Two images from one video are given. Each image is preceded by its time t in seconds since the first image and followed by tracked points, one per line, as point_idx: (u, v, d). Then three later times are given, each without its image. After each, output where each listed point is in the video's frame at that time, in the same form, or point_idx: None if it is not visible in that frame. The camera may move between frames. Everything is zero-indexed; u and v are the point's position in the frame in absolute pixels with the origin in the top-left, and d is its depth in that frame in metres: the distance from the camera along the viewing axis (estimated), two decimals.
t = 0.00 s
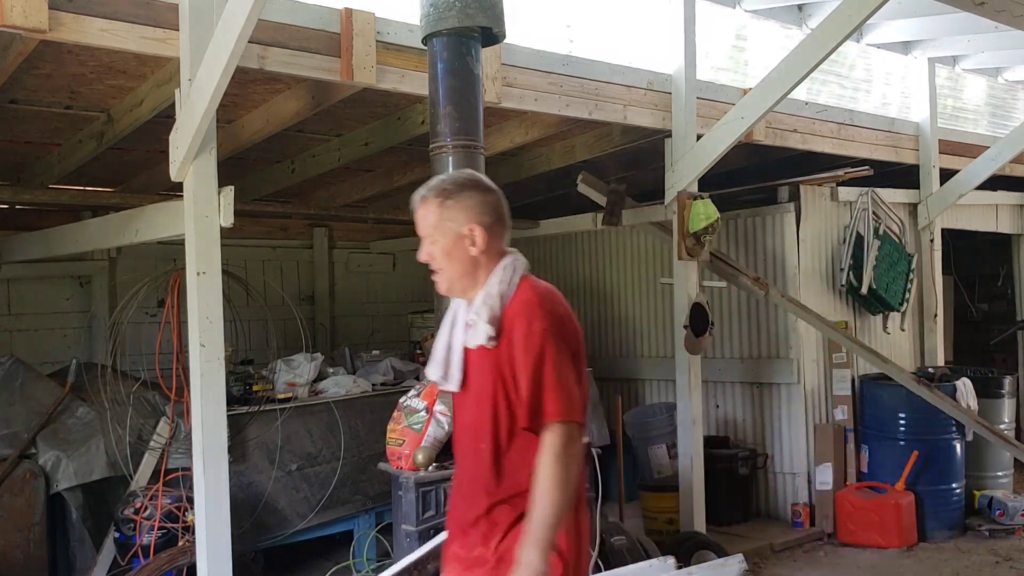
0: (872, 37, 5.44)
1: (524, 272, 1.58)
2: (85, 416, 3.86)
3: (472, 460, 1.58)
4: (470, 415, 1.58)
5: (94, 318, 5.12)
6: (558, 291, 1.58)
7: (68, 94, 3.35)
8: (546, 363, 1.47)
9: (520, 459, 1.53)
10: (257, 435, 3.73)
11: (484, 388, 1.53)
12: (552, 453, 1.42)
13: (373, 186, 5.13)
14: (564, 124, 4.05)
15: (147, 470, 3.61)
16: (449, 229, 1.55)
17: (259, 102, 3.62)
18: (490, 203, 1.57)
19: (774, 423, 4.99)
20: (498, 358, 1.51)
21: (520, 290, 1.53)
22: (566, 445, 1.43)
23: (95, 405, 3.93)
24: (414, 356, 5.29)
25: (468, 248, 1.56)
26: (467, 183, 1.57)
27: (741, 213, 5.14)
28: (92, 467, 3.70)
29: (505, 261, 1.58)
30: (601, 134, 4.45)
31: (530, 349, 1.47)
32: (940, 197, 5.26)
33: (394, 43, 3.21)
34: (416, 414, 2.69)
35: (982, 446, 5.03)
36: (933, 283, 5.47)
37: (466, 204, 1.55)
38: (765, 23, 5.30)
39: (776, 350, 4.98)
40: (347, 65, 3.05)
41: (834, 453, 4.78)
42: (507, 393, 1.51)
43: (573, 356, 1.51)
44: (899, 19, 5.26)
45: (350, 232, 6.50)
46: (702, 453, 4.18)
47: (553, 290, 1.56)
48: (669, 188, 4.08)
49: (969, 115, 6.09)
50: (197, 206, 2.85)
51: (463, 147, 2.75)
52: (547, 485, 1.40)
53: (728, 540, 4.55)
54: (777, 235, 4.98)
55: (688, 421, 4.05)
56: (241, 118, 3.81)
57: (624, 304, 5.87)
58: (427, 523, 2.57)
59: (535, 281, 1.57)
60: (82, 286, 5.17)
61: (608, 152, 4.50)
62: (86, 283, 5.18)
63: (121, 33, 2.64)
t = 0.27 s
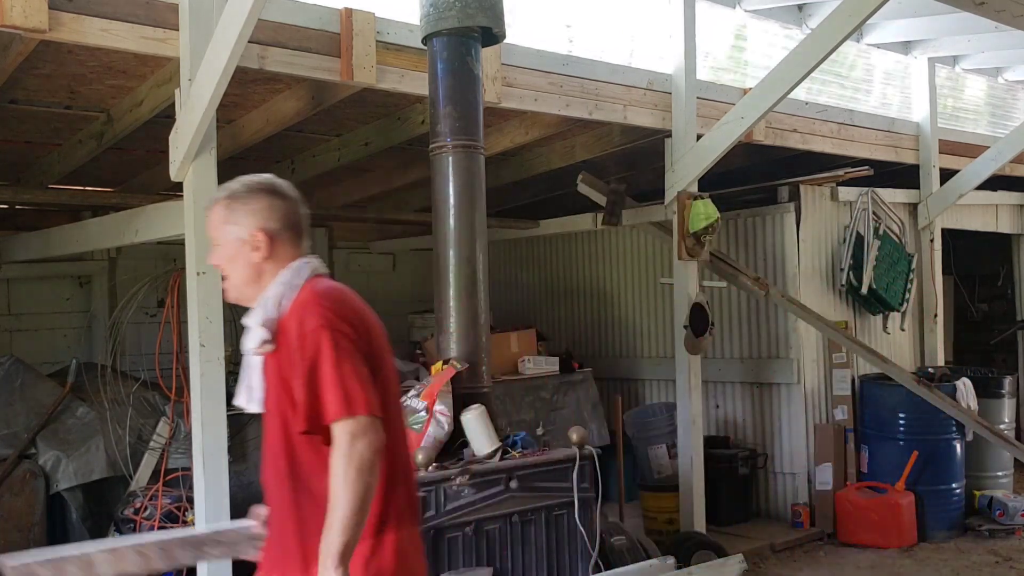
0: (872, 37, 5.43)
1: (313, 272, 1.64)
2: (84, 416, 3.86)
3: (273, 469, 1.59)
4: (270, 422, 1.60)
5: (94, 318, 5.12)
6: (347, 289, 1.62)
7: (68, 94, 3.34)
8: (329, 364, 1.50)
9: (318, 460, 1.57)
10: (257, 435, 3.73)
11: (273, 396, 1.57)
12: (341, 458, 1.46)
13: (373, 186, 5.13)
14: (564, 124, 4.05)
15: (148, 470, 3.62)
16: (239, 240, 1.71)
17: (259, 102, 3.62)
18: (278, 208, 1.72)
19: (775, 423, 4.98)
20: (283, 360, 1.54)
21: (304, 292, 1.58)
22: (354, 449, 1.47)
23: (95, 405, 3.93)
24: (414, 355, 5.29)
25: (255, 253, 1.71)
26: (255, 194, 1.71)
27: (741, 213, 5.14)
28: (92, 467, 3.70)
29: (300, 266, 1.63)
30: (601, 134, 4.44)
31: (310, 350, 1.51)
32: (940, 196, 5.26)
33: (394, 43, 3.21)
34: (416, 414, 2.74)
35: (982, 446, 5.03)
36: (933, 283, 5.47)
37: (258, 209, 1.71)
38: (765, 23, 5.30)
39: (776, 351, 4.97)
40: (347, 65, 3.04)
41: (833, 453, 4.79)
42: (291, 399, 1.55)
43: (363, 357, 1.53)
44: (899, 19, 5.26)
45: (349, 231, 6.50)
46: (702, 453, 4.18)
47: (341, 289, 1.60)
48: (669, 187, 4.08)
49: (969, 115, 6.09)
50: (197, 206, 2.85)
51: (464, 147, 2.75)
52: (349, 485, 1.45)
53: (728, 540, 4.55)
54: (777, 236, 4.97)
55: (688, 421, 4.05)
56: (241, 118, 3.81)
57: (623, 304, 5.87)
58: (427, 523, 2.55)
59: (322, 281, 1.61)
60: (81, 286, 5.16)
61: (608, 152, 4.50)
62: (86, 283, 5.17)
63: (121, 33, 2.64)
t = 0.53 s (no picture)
0: (872, 37, 5.43)
1: (207, 250, 1.64)
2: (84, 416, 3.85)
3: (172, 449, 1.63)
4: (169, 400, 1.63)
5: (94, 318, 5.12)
6: (246, 265, 1.64)
7: (67, 94, 3.34)
8: (228, 336, 1.52)
9: (213, 433, 1.59)
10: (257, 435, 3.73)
11: (169, 370, 1.59)
12: (241, 431, 1.47)
13: (373, 186, 5.13)
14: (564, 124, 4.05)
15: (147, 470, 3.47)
16: (136, 209, 1.65)
17: (259, 102, 3.62)
18: (179, 180, 1.66)
19: (775, 423, 4.98)
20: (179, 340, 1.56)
21: (201, 265, 1.60)
22: (254, 420, 1.47)
23: (95, 405, 3.93)
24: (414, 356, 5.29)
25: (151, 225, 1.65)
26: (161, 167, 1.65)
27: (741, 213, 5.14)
28: (91, 467, 3.71)
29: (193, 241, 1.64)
30: (601, 134, 4.44)
31: (207, 322, 1.53)
32: (940, 197, 5.26)
33: (394, 43, 3.21)
34: (416, 414, 2.69)
35: (981, 446, 5.03)
36: (933, 283, 5.47)
37: (161, 179, 1.65)
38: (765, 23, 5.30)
39: (775, 351, 4.97)
40: (347, 65, 3.04)
41: (833, 453, 4.82)
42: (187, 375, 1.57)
43: (263, 330, 1.55)
44: (899, 19, 5.26)
45: (349, 232, 6.50)
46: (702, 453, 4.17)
47: (239, 265, 1.62)
48: (669, 188, 4.08)
49: (969, 115, 6.09)
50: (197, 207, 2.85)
51: (463, 147, 2.75)
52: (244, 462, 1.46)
53: (729, 540, 4.55)
54: (777, 236, 4.97)
55: (688, 421, 4.05)
56: (241, 118, 3.81)
57: (623, 304, 5.87)
58: (428, 523, 2.55)
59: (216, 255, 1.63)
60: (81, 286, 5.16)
61: (608, 152, 4.50)
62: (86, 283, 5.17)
63: (121, 33, 2.64)
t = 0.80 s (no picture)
0: (872, 37, 5.43)
1: (283, 249, 1.53)
2: (84, 416, 3.86)
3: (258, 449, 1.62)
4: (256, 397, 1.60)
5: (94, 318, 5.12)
6: (294, 268, 1.46)
7: (68, 94, 3.35)
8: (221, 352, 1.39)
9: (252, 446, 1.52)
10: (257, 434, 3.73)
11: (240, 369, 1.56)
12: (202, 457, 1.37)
13: (373, 186, 5.13)
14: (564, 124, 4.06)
15: (147, 470, 3.60)
16: (245, 209, 1.59)
17: (259, 102, 3.62)
18: (281, 175, 1.57)
19: (775, 423, 4.99)
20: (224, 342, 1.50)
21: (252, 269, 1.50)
22: (214, 453, 1.35)
23: (95, 405, 3.93)
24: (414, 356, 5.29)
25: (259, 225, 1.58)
26: (269, 164, 1.58)
27: (741, 213, 5.14)
28: (92, 467, 3.71)
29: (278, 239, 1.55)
30: (601, 134, 4.44)
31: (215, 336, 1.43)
32: (940, 197, 5.26)
33: (394, 44, 3.21)
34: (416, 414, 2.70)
35: (981, 446, 5.03)
36: (933, 283, 5.47)
37: (266, 175, 1.58)
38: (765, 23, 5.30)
39: (775, 351, 4.97)
40: (347, 65, 3.04)
41: (834, 453, 4.77)
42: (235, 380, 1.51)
43: (259, 353, 1.38)
44: (899, 19, 5.26)
45: (349, 231, 6.50)
46: (702, 453, 4.18)
47: (281, 269, 1.45)
48: (669, 188, 4.07)
49: (969, 115, 6.09)
50: (197, 207, 2.85)
51: (464, 147, 2.75)
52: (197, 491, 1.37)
53: (728, 540, 4.55)
54: (777, 236, 4.97)
55: (688, 420, 4.05)
56: (241, 118, 3.81)
57: (623, 303, 5.87)
58: (428, 523, 2.55)
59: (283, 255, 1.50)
60: (82, 286, 5.17)
61: (608, 152, 4.50)
62: (86, 283, 5.17)
63: (121, 33, 2.64)
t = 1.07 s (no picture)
0: (872, 37, 5.44)
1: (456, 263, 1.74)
2: (84, 416, 3.85)
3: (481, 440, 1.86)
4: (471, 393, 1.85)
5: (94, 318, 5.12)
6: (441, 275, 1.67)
7: (68, 94, 3.35)
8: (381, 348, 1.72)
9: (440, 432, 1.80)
10: (258, 434, 3.73)
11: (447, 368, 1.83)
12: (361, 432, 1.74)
13: (373, 186, 5.13)
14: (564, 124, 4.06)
15: (147, 470, 3.59)
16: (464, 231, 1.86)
17: (260, 102, 3.62)
18: (474, 196, 1.76)
19: (775, 422, 4.99)
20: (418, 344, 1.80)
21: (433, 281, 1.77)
22: (359, 430, 1.71)
23: (95, 405, 3.93)
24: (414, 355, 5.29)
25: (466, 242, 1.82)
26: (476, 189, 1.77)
27: (741, 213, 5.14)
28: (92, 467, 3.70)
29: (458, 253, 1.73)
30: (601, 134, 4.44)
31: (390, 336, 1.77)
32: (940, 197, 5.26)
33: (394, 44, 3.21)
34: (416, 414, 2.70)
35: (981, 446, 5.03)
36: (933, 283, 5.47)
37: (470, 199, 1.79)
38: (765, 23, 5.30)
39: (775, 351, 4.98)
40: (347, 65, 3.04)
41: (834, 453, 4.76)
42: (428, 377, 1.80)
43: (391, 350, 1.67)
44: (898, 19, 5.26)
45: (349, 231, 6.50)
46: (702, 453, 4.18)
47: (431, 277, 1.68)
48: (669, 187, 4.07)
49: (969, 115, 6.09)
50: (197, 207, 2.85)
51: (463, 147, 2.74)
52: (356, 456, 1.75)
53: (728, 539, 4.55)
54: (777, 235, 4.97)
55: (688, 420, 4.05)
56: (241, 118, 3.81)
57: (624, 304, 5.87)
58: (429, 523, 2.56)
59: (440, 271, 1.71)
60: (82, 287, 5.17)
61: (608, 153, 4.50)
62: (86, 283, 5.17)
63: (121, 33, 2.64)
